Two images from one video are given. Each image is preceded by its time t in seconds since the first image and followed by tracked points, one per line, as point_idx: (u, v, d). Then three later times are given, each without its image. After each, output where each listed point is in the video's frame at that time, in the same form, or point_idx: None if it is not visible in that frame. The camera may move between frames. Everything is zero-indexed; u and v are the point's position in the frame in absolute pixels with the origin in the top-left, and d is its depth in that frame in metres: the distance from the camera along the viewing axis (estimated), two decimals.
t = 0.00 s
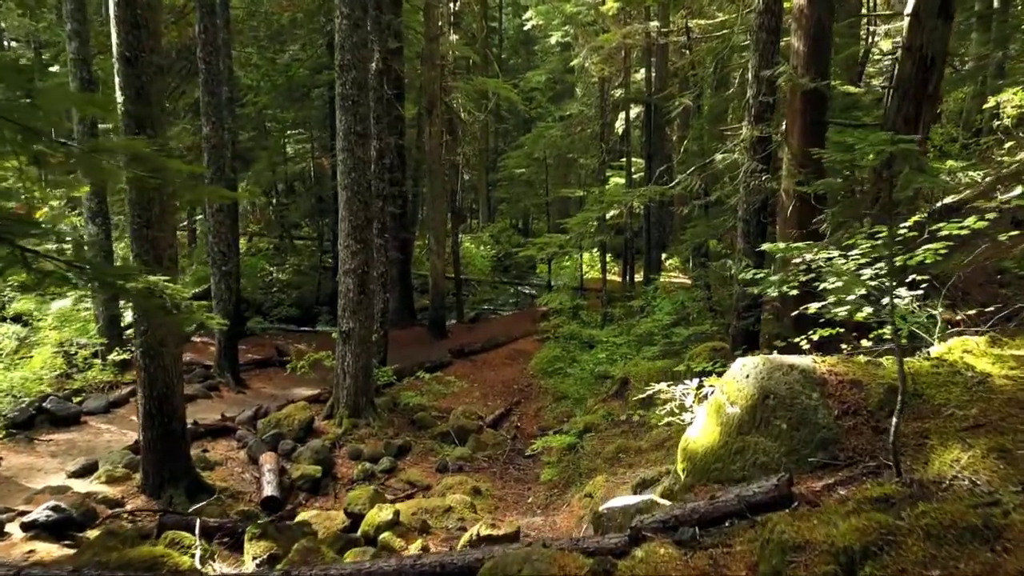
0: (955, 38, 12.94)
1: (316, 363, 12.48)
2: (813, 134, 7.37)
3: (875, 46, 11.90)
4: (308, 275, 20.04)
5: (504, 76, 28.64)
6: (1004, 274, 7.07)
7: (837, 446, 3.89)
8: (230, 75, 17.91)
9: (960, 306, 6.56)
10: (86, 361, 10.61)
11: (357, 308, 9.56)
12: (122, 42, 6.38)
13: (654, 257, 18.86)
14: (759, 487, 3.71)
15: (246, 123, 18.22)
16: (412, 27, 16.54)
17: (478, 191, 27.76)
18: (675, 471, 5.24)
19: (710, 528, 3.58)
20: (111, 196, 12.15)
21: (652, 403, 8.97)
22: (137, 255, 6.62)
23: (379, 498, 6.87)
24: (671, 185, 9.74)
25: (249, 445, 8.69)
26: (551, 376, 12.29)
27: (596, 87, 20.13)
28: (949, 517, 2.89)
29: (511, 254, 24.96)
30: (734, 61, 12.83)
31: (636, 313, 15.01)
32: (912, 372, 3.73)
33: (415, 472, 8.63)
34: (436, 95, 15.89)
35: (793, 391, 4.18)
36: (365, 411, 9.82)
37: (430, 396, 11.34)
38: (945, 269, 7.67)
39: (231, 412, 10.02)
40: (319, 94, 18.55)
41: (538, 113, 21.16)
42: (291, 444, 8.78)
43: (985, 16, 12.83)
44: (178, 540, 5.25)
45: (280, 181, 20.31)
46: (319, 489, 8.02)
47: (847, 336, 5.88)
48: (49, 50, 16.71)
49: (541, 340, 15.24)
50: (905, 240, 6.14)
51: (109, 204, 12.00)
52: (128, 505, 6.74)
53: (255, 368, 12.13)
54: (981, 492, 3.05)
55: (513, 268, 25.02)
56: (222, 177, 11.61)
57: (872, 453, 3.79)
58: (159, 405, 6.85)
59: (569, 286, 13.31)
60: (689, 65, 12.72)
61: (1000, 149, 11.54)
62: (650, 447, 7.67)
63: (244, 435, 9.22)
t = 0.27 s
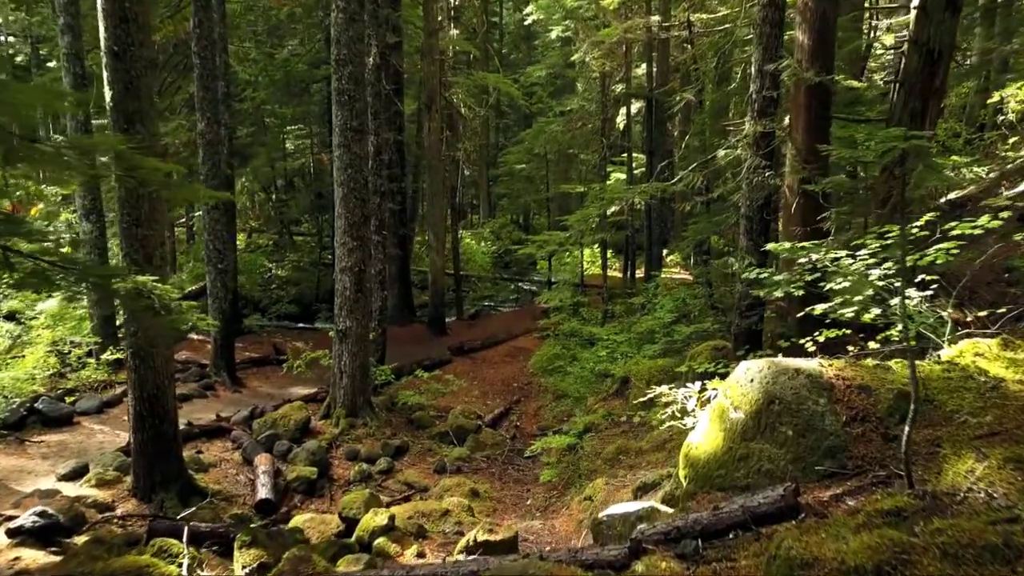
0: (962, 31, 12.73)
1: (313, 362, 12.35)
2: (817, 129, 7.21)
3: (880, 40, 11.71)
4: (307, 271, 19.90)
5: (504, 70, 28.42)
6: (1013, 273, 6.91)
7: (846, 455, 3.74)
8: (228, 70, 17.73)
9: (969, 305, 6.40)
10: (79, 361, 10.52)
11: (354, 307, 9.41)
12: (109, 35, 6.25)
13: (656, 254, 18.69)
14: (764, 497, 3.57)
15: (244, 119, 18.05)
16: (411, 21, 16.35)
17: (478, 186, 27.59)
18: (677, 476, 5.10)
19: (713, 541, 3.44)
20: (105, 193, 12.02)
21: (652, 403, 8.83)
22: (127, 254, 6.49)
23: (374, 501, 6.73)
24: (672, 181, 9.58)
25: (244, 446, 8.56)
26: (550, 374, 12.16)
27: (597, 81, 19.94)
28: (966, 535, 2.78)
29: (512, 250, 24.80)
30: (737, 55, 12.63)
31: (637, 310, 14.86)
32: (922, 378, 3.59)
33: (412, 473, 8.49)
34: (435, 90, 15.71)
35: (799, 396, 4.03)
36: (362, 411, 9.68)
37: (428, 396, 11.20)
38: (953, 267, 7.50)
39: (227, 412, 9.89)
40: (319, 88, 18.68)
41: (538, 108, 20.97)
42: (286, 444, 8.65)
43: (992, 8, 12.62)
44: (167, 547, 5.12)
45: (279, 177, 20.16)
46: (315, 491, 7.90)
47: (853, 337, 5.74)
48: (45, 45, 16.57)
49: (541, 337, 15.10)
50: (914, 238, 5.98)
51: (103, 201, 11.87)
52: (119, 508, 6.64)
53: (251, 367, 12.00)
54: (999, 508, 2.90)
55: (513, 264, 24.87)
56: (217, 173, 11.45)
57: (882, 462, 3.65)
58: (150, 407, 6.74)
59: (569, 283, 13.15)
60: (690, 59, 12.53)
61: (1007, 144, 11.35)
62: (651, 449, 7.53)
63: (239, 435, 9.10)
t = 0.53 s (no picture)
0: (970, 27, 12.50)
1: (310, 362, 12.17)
2: (824, 127, 7.02)
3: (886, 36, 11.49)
4: (306, 270, 19.73)
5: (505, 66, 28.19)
6: None
7: (859, 473, 3.56)
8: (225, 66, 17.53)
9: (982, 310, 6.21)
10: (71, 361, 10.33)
11: (349, 308, 9.24)
12: (95, 29, 6.07)
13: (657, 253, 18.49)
14: (773, 517, 3.39)
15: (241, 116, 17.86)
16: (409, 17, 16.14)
17: (478, 184, 27.39)
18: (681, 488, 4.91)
19: (720, 565, 3.26)
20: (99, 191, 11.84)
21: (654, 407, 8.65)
22: (115, 254, 6.32)
23: (368, 509, 6.56)
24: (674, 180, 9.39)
25: (237, 450, 8.38)
26: (550, 376, 11.98)
27: (598, 78, 19.73)
28: (995, 566, 2.60)
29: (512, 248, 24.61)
30: (740, 51, 12.41)
31: (638, 310, 14.67)
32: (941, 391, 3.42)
33: (409, 478, 8.31)
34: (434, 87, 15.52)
35: (809, 409, 3.84)
36: (358, 414, 9.51)
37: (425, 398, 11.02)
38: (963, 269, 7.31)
39: (220, 414, 9.72)
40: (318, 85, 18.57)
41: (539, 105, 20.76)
42: (280, 448, 8.47)
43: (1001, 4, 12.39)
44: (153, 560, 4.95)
45: (277, 174, 19.98)
46: (309, 497, 7.72)
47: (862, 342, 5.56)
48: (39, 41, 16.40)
49: (541, 338, 14.92)
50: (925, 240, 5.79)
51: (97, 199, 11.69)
52: (106, 515, 6.47)
53: (246, 367, 11.82)
54: None
55: (514, 262, 24.68)
56: (212, 172, 11.26)
57: (897, 480, 3.48)
58: (139, 412, 6.56)
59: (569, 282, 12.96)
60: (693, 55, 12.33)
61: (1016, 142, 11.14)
62: (652, 456, 7.35)
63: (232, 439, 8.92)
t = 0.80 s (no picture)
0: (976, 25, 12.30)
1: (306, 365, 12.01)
2: (830, 127, 6.86)
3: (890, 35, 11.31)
4: (304, 271, 19.57)
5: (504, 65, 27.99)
6: None
7: (870, 491, 3.41)
8: (222, 65, 17.34)
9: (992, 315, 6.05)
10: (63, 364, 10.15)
11: (345, 311, 9.08)
12: (81, 26, 5.87)
13: (658, 254, 18.31)
14: (781, 537, 3.25)
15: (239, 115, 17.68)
16: (408, 15, 15.96)
17: (478, 183, 27.21)
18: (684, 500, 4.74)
19: None
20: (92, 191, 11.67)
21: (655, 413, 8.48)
22: (102, 257, 6.14)
23: (362, 520, 6.39)
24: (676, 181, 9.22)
25: (230, 456, 8.21)
26: (550, 379, 11.82)
27: (598, 77, 19.55)
28: None
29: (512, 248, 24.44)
30: (742, 49, 12.22)
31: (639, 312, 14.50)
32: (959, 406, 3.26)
33: (405, 485, 8.15)
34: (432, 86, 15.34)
35: (818, 422, 3.68)
36: (354, 418, 9.35)
37: (422, 402, 10.86)
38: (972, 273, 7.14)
39: (214, 419, 9.55)
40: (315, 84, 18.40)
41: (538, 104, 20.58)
42: (273, 454, 8.30)
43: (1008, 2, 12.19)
44: None
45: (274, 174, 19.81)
46: (303, 505, 7.55)
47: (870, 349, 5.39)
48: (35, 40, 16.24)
49: (541, 340, 14.76)
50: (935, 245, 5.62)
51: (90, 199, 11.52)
52: (94, 525, 6.29)
53: (241, 370, 11.67)
54: None
55: (513, 263, 24.50)
56: (206, 172, 11.08)
57: (911, 499, 3.33)
58: (127, 419, 6.38)
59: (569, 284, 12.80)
60: (694, 54, 12.14)
61: None
62: (654, 464, 7.19)
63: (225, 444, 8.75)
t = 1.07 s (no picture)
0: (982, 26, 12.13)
1: (302, 369, 11.84)
2: (835, 128, 6.70)
3: (895, 33, 11.14)
4: (302, 272, 19.41)
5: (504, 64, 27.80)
6: None
7: (883, 511, 3.25)
8: (219, 64, 17.17)
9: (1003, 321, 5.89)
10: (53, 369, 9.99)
11: (340, 314, 8.92)
12: (67, 23, 5.68)
13: (658, 255, 18.14)
14: (789, 559, 3.09)
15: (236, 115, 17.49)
16: (406, 14, 15.77)
17: (477, 184, 27.05)
18: (685, 513, 4.58)
19: None
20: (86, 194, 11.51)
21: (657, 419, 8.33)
22: (88, 261, 5.97)
23: (355, 532, 6.22)
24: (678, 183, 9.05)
25: (222, 463, 8.04)
26: (548, 383, 11.66)
27: (598, 76, 19.35)
28: None
29: (512, 249, 24.29)
30: (745, 47, 12.04)
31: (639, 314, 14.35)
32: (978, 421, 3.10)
33: (401, 492, 7.99)
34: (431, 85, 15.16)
35: (826, 437, 3.51)
36: (349, 424, 9.19)
37: (419, 407, 10.69)
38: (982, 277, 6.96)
39: (206, 424, 9.39)
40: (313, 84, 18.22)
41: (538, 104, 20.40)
42: (266, 461, 8.13)
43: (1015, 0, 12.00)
44: None
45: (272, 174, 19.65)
46: (296, 513, 7.40)
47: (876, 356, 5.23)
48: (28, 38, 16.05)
49: (540, 342, 14.61)
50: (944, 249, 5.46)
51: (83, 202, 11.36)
52: (80, 536, 6.12)
53: (235, 374, 11.51)
54: None
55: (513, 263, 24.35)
56: (200, 173, 10.90)
57: (926, 519, 3.17)
58: (115, 427, 6.21)
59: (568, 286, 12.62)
60: (696, 54, 11.97)
61: None
62: (655, 473, 7.03)
63: (217, 450, 8.58)
